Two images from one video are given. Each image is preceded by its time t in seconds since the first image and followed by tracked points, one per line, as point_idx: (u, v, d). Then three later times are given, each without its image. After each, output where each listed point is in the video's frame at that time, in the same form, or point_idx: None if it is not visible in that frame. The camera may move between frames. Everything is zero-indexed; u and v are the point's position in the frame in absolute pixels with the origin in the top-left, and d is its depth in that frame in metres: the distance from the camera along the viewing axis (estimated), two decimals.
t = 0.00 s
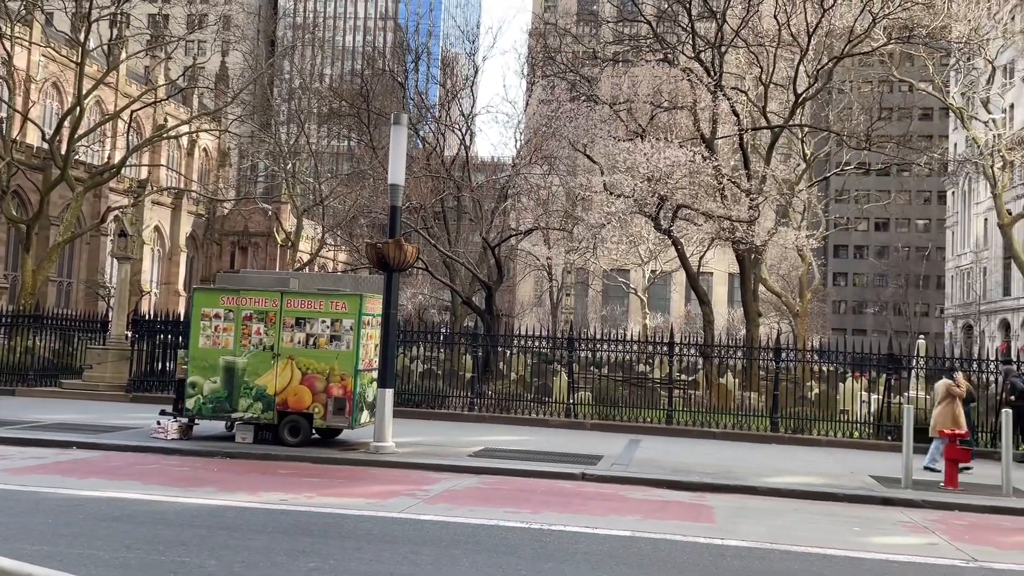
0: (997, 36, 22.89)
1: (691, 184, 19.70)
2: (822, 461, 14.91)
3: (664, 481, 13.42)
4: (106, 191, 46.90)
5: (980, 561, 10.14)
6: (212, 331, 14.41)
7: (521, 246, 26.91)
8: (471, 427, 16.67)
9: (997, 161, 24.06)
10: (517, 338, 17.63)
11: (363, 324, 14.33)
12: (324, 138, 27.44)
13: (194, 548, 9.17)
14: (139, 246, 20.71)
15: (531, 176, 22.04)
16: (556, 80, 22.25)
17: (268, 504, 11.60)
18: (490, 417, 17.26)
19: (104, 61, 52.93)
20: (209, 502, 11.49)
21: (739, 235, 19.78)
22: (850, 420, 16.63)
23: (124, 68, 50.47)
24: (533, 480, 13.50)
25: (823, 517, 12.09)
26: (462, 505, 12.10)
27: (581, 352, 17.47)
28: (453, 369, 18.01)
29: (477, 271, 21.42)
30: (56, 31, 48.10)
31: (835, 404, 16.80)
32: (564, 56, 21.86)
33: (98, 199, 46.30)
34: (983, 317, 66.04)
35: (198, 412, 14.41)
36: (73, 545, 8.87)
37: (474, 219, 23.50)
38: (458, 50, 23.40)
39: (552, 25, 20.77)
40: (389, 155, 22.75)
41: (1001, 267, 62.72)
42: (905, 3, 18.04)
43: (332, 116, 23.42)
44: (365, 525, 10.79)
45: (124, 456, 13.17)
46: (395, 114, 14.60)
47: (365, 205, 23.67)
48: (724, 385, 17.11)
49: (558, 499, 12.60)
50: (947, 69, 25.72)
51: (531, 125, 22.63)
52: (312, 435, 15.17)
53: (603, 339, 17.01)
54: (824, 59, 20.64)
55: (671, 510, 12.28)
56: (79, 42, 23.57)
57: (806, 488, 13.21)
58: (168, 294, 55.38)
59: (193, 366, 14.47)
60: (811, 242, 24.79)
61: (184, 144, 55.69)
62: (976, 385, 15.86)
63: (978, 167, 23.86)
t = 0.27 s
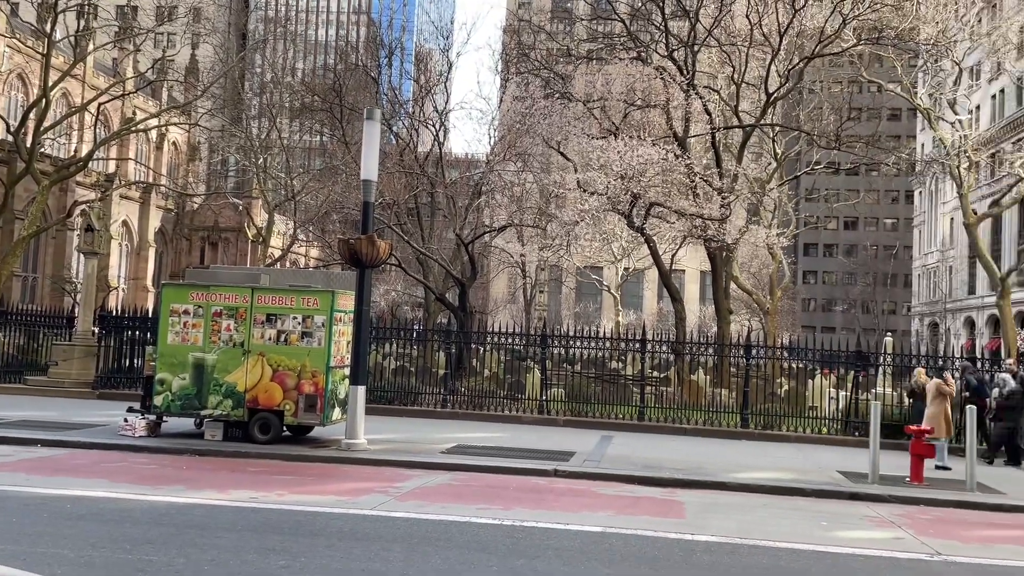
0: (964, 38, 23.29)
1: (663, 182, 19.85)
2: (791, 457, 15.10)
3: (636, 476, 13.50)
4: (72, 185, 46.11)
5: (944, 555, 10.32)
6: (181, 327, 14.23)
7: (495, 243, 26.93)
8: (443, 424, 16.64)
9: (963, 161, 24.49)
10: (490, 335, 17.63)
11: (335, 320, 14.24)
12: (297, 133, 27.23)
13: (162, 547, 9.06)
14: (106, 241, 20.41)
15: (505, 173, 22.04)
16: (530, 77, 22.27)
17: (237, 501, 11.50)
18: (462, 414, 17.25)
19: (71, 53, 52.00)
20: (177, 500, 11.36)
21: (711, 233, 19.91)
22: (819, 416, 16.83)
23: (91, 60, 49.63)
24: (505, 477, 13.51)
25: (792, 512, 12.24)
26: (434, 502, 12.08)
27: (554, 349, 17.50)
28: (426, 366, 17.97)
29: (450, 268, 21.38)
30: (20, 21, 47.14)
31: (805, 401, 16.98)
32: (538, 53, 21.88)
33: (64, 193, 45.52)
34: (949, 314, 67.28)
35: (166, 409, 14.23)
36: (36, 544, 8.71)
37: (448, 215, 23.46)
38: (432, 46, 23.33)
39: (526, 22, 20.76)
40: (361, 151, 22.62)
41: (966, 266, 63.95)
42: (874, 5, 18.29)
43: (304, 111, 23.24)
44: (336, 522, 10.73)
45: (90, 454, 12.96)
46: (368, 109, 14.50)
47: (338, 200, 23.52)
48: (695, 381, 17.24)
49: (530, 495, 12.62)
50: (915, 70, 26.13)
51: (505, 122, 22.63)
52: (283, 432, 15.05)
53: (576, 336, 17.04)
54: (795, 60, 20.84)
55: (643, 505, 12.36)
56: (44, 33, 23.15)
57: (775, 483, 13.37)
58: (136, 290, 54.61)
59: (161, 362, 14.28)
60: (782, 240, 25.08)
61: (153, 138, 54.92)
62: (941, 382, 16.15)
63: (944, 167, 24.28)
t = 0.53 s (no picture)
0: (933, 40, 23.67)
1: (637, 180, 19.93)
2: (762, 453, 15.25)
3: (609, 473, 13.54)
4: (38, 178, 45.29)
5: (912, 549, 10.48)
6: (150, 324, 14.05)
7: (469, 239, 26.92)
8: (417, 421, 16.60)
9: (931, 161, 24.91)
10: (464, 332, 17.61)
11: (307, 316, 14.12)
12: (269, 127, 26.99)
13: (131, 546, 8.92)
14: (73, 235, 20.09)
15: (480, 169, 22.01)
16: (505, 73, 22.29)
17: (207, 499, 11.36)
18: (436, 411, 17.22)
19: (37, 43, 51.04)
20: (146, 498, 11.20)
21: (684, 231, 20.02)
22: (790, 413, 17.00)
23: (59, 51, 48.77)
24: (479, 473, 13.49)
25: (763, 507, 12.35)
26: (407, 499, 12.04)
27: (528, 346, 17.50)
28: (400, 363, 17.90)
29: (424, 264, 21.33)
30: None
31: (776, 397, 17.15)
32: (513, 49, 21.89)
33: (31, 186, 44.72)
34: (916, 312, 68.43)
35: (136, 406, 14.04)
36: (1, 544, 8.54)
37: (422, 212, 23.41)
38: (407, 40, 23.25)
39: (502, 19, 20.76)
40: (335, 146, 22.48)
41: (934, 265, 65.07)
42: (846, 6, 18.51)
43: (277, 105, 23.04)
44: (308, 521, 10.65)
45: (57, 452, 12.75)
46: (341, 104, 14.39)
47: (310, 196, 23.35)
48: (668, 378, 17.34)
49: (504, 492, 12.62)
50: (885, 71, 26.50)
51: (480, 118, 22.60)
52: (254, 430, 14.92)
53: (550, 333, 17.07)
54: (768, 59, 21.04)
55: (616, 501, 12.41)
56: (9, 23, 22.71)
57: (747, 479, 13.49)
58: (104, 285, 53.79)
59: (130, 359, 14.08)
60: (754, 238, 25.34)
61: (122, 131, 54.12)
62: (909, 379, 16.40)
63: (913, 166, 24.66)
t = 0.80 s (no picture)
0: (904, 40, 23.98)
1: (613, 177, 19.89)
2: (735, 449, 15.38)
3: (584, 469, 13.59)
4: (5, 172, 44.51)
5: (881, 543, 10.62)
6: (121, 320, 13.86)
7: (445, 236, 26.90)
8: (392, 418, 16.55)
9: (901, 161, 25.26)
10: (439, 329, 17.58)
11: (280, 313, 14.01)
12: (242, 122, 26.76)
13: (100, 545, 8.80)
14: (41, 231, 19.80)
15: (456, 166, 21.98)
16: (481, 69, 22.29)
17: (178, 498, 11.24)
18: (411, 408, 17.18)
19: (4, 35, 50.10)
20: (116, 497, 11.05)
21: (659, 228, 20.09)
22: (762, 409, 17.15)
23: (27, 43, 47.94)
24: (454, 470, 13.48)
25: (736, 503, 12.46)
26: (381, 496, 12.00)
27: (504, 343, 17.51)
28: (375, 360, 17.84)
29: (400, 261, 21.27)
30: None
31: (749, 394, 17.29)
32: (489, 46, 21.88)
33: None
34: (887, 310, 69.44)
35: (105, 403, 13.85)
36: None
37: (398, 208, 23.34)
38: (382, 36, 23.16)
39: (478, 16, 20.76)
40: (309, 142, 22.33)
41: (905, 263, 66.06)
42: (819, 6, 18.72)
43: (250, 100, 22.86)
44: (281, 518, 10.57)
45: (24, 450, 12.55)
46: (316, 99, 14.29)
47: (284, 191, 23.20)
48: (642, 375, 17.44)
49: (479, 489, 12.62)
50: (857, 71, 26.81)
51: (456, 115, 22.58)
52: (227, 427, 14.78)
53: (526, 330, 17.07)
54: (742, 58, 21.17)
55: (591, 498, 12.46)
56: None
57: (720, 475, 13.60)
58: (73, 281, 52.97)
59: (99, 356, 13.88)
60: (727, 236, 25.55)
61: (92, 125, 53.33)
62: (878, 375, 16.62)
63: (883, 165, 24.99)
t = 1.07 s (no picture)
0: (877, 41, 24.25)
1: (591, 175, 19.93)
2: (710, 445, 15.50)
3: (560, 466, 13.62)
4: None
5: (853, 538, 10.75)
6: (92, 317, 13.68)
7: (422, 233, 26.85)
8: (368, 416, 16.49)
9: (874, 160, 25.58)
10: (416, 326, 17.55)
11: (255, 310, 13.92)
12: (216, 117, 26.52)
13: (70, 544, 8.68)
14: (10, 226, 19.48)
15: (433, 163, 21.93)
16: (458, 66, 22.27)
17: (151, 496, 11.12)
18: (387, 406, 17.13)
19: None
20: (86, 496, 10.91)
21: (636, 225, 20.17)
22: (736, 405, 17.31)
23: None
24: (430, 468, 13.46)
25: (710, 499, 12.56)
26: (357, 494, 11.95)
27: (481, 340, 17.52)
28: (351, 357, 17.76)
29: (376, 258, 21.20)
30: None
31: (724, 391, 17.43)
32: (466, 43, 21.87)
33: None
34: (860, 308, 70.31)
35: (75, 401, 13.66)
36: None
37: (374, 204, 23.26)
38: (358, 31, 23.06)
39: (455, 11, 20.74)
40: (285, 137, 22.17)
41: (877, 262, 66.94)
42: (793, 6, 18.88)
43: (225, 95, 22.67)
44: (255, 517, 10.50)
45: None
46: (290, 94, 14.18)
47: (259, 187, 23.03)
48: (619, 372, 17.52)
49: (455, 486, 12.61)
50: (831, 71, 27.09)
51: (433, 111, 22.54)
52: (200, 425, 14.64)
53: (503, 328, 17.08)
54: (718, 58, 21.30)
55: (566, 494, 12.49)
56: None
57: (695, 471, 13.69)
58: (43, 278, 52.16)
59: (69, 353, 13.69)
60: (702, 234, 25.74)
61: (63, 119, 52.56)
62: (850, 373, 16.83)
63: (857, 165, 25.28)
